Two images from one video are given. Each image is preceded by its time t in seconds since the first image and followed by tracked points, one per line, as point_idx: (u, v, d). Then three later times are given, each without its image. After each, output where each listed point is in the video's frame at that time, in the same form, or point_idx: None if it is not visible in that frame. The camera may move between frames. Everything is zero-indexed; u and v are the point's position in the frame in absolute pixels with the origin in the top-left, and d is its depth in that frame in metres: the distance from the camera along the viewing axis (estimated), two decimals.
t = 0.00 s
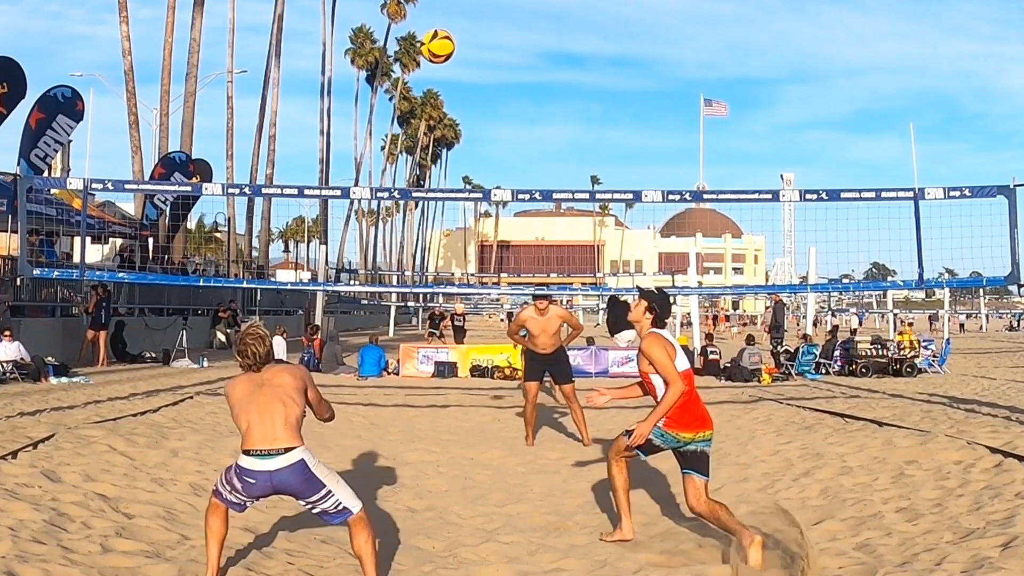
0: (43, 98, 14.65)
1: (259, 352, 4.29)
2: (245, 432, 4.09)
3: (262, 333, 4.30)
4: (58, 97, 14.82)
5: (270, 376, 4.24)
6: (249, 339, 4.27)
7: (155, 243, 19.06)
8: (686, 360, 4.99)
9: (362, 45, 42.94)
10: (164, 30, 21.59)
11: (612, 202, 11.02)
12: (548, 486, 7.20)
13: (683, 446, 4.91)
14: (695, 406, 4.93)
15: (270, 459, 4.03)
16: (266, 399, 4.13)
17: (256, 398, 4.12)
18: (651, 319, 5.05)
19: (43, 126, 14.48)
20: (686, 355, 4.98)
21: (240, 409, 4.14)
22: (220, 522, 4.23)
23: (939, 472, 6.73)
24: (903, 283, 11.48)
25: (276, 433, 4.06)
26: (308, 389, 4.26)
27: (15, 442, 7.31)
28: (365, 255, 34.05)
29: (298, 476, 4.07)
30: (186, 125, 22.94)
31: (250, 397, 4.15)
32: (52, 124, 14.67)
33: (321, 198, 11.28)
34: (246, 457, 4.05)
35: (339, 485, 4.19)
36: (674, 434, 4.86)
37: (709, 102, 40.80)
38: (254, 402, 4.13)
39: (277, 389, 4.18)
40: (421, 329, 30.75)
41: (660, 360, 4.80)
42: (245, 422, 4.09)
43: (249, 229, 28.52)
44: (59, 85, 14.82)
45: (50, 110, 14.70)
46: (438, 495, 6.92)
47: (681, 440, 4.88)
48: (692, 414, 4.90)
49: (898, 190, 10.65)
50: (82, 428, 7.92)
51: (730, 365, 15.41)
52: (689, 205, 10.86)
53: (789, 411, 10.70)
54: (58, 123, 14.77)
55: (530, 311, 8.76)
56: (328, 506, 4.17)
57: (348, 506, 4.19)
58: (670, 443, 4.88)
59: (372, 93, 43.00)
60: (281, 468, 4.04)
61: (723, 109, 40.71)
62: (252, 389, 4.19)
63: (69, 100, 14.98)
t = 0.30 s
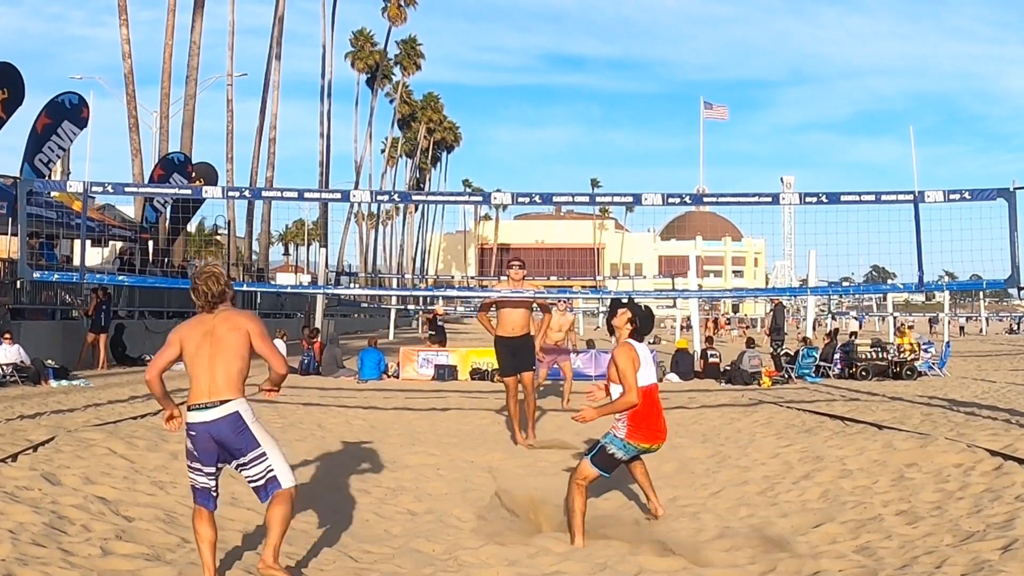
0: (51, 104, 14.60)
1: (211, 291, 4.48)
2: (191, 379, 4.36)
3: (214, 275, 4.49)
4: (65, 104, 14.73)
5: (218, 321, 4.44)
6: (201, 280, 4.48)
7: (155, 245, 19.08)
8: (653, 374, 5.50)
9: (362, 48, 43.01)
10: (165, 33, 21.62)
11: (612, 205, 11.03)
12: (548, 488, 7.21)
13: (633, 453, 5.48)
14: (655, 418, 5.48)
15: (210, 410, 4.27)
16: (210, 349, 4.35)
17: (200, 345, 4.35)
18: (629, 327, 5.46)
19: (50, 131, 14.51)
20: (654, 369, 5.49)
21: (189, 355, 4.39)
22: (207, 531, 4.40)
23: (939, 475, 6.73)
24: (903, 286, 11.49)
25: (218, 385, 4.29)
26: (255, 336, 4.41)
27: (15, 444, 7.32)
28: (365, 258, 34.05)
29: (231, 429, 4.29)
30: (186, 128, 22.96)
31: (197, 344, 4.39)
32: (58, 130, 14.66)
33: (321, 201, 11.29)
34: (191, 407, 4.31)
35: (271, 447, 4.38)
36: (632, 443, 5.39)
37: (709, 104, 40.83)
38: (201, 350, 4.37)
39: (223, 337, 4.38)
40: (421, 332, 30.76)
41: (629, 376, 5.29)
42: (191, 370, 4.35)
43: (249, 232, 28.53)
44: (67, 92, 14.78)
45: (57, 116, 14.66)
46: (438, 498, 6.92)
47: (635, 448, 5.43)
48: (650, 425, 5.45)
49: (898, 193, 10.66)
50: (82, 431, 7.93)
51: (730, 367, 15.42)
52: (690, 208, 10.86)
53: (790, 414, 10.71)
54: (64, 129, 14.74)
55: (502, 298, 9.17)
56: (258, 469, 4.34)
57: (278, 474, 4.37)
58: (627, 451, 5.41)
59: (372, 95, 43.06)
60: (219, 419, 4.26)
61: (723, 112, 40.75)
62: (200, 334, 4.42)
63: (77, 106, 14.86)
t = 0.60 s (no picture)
0: (53, 100, 14.65)
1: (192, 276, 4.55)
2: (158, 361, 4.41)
3: (200, 261, 4.55)
4: (66, 101, 14.80)
5: (194, 308, 4.50)
6: (186, 261, 4.56)
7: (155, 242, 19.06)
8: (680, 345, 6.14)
9: (363, 44, 42.97)
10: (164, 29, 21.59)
11: (612, 201, 11.02)
12: (548, 485, 7.21)
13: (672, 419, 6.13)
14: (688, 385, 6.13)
15: (170, 395, 4.31)
16: (181, 335, 4.41)
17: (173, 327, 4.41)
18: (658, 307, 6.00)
19: (51, 127, 14.48)
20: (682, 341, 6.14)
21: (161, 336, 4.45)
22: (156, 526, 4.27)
23: (939, 472, 6.73)
24: (903, 282, 11.48)
25: (184, 372, 4.34)
26: (228, 329, 4.45)
27: (15, 441, 7.31)
28: (365, 254, 34.04)
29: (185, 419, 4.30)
30: (186, 125, 22.94)
31: (169, 328, 4.45)
32: (60, 127, 14.64)
33: (320, 197, 11.28)
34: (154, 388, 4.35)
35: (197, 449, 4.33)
36: (666, 411, 6.03)
37: (709, 101, 40.79)
38: (173, 335, 4.43)
39: (196, 325, 4.44)
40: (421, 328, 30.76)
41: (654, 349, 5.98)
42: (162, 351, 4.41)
43: (249, 228, 28.51)
44: (69, 90, 14.87)
45: (58, 113, 14.69)
46: (438, 494, 6.92)
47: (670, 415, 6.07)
48: (680, 393, 6.08)
49: (897, 190, 10.65)
50: (81, 428, 7.92)
51: (730, 364, 15.42)
52: (690, 204, 10.86)
53: (790, 410, 10.71)
54: (64, 126, 14.72)
55: (470, 305, 8.85)
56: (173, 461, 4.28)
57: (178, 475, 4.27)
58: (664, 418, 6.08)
59: (372, 92, 43.02)
60: (177, 406, 4.29)
61: (723, 109, 40.70)
62: (175, 317, 4.48)
63: (79, 104, 14.94)
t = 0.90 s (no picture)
0: (46, 102, 14.57)
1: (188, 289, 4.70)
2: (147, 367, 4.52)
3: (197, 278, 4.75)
4: (61, 102, 14.71)
5: (186, 320, 4.63)
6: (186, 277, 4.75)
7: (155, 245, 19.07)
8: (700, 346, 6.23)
9: (363, 48, 43.04)
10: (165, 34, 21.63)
11: (612, 205, 11.03)
12: (548, 489, 7.21)
13: (704, 420, 6.26)
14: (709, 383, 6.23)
15: (156, 395, 4.41)
16: (171, 342, 4.53)
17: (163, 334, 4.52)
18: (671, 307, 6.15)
19: (46, 130, 14.51)
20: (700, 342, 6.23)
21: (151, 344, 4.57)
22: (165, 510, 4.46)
23: (939, 475, 6.73)
24: (903, 286, 11.49)
25: (172, 376, 4.45)
26: (218, 339, 4.58)
27: (16, 445, 7.32)
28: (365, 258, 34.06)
29: (174, 421, 4.40)
30: (186, 129, 22.97)
31: (160, 338, 4.57)
32: (54, 129, 14.63)
33: (320, 201, 11.30)
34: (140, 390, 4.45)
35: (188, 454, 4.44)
36: (691, 412, 6.21)
37: (709, 105, 40.83)
38: (163, 343, 4.55)
39: (188, 334, 4.57)
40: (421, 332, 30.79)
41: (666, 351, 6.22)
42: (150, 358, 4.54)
43: (249, 232, 28.54)
44: (64, 90, 14.70)
45: (53, 115, 14.62)
46: (438, 498, 6.93)
47: (698, 415, 6.23)
48: (704, 393, 6.20)
49: (897, 193, 10.67)
50: (82, 431, 7.92)
51: (730, 367, 15.42)
52: (689, 208, 10.87)
53: (790, 414, 10.71)
54: (60, 128, 14.70)
55: (432, 306, 8.87)
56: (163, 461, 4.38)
57: (171, 477, 4.39)
58: (690, 419, 6.25)
59: (372, 95, 43.06)
60: (163, 405, 4.39)
61: (722, 112, 40.75)
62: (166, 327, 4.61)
63: (73, 105, 14.84)
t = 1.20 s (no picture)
0: (47, 99, 14.64)
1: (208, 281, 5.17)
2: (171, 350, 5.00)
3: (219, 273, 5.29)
4: (60, 99, 14.83)
5: (206, 310, 5.10)
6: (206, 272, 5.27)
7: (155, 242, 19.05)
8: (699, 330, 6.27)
9: (363, 45, 43.00)
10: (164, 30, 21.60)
11: (612, 202, 11.01)
12: (548, 486, 7.21)
13: (693, 403, 6.25)
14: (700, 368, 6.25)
15: (183, 378, 4.89)
16: (194, 328, 5.01)
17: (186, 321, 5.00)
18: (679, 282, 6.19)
19: (46, 126, 14.48)
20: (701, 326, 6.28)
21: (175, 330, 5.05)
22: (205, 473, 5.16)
23: (939, 473, 6.73)
24: (903, 283, 11.48)
25: (194, 358, 4.92)
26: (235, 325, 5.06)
27: (15, 442, 7.31)
28: (365, 255, 34.03)
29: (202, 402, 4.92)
30: (186, 125, 22.94)
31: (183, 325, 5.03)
32: (54, 125, 14.66)
33: (320, 198, 11.28)
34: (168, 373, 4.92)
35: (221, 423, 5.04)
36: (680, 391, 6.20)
37: (709, 102, 40.80)
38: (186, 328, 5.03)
39: (208, 322, 5.04)
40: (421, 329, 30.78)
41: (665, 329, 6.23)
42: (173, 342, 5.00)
43: (249, 229, 28.51)
44: (62, 86, 14.84)
45: (52, 111, 14.71)
46: (437, 495, 6.92)
47: (687, 395, 6.22)
48: (695, 374, 6.22)
49: (897, 190, 10.66)
50: (82, 428, 7.91)
51: (730, 364, 15.42)
52: (689, 205, 10.86)
53: (789, 411, 10.71)
54: (59, 124, 14.76)
55: (424, 299, 8.88)
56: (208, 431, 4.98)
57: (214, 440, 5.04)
58: (682, 400, 6.23)
59: (372, 92, 43.02)
60: (191, 387, 4.89)
61: (723, 109, 40.70)
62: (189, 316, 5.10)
63: (71, 101, 14.98)
